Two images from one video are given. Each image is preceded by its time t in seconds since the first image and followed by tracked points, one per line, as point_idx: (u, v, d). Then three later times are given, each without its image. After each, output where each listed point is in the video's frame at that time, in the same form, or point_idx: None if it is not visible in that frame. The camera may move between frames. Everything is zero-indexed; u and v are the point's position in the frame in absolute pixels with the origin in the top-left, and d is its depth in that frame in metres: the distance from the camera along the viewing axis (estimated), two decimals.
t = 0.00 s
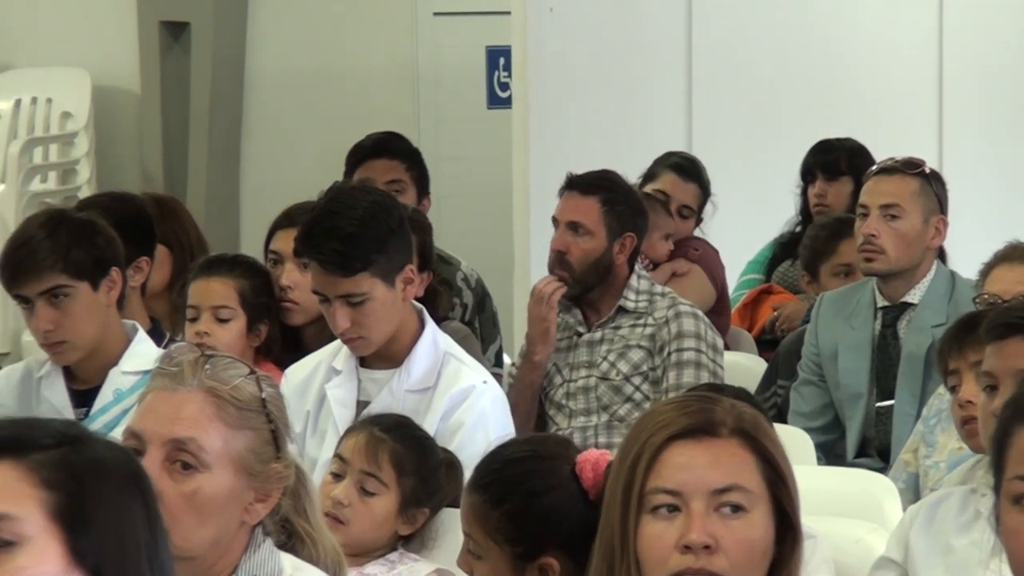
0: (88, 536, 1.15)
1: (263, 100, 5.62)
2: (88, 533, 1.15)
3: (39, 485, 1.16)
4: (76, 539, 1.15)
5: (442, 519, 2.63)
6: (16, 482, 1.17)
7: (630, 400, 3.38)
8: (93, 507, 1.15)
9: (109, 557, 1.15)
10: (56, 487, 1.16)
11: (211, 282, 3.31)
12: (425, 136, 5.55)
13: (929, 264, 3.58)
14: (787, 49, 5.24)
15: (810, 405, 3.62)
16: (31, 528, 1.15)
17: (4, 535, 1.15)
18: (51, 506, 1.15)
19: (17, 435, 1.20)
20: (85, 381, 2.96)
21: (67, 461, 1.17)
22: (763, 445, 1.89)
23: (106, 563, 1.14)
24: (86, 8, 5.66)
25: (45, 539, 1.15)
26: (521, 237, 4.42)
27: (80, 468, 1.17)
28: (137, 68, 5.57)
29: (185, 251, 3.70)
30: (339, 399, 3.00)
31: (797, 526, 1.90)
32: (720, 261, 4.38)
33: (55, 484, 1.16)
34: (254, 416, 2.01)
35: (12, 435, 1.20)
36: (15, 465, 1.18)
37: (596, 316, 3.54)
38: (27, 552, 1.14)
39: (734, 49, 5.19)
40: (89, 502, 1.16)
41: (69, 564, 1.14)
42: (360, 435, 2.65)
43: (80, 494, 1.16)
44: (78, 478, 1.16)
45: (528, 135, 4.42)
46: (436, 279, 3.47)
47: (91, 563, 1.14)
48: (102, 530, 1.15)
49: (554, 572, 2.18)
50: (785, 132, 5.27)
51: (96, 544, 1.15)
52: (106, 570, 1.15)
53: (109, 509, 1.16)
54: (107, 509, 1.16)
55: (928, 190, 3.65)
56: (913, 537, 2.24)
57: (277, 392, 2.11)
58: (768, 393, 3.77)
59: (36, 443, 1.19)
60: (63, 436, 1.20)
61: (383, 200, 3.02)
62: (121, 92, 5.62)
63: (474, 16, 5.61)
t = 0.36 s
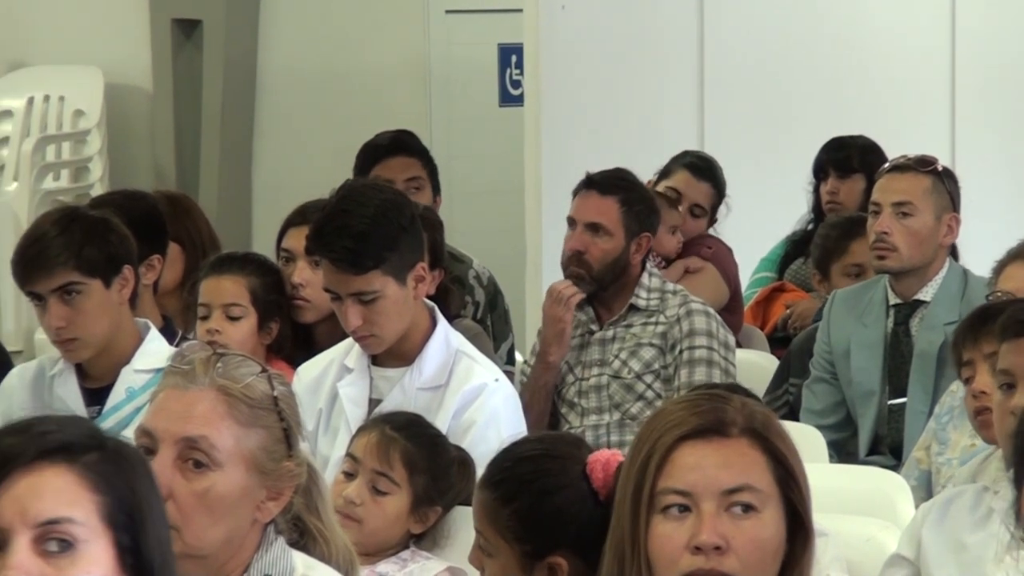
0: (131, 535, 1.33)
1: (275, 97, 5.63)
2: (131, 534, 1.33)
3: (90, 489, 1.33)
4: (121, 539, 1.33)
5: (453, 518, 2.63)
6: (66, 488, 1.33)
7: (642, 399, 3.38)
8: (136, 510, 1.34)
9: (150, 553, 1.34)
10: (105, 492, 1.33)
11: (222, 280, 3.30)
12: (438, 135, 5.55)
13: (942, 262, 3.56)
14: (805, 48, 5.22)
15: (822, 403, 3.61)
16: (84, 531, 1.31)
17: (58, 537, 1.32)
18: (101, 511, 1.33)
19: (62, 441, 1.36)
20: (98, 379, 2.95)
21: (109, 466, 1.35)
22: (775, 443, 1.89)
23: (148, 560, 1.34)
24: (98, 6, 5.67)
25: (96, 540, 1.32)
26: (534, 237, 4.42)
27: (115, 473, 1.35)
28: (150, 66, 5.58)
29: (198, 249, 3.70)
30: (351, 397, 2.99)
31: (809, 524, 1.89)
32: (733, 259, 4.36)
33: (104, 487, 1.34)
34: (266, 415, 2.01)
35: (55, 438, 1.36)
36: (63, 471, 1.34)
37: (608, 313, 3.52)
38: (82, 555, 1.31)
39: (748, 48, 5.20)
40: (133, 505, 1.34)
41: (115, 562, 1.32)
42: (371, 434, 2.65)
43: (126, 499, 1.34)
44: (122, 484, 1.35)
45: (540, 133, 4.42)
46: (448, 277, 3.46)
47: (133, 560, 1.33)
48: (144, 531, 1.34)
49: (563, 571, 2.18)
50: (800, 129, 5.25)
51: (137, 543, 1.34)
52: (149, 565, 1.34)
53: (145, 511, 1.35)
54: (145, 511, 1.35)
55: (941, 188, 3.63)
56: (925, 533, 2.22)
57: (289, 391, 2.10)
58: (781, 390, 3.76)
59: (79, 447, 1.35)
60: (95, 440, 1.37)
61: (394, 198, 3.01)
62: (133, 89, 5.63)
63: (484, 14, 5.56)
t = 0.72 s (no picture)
0: (155, 533, 1.35)
1: (286, 95, 5.63)
2: (154, 532, 1.36)
3: (119, 487, 1.35)
4: (145, 535, 1.35)
5: (463, 516, 2.63)
6: (97, 484, 1.34)
7: (653, 396, 3.38)
8: (160, 511, 1.37)
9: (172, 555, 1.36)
10: (132, 489, 1.35)
11: (234, 277, 3.30)
12: (450, 132, 5.54)
13: (953, 260, 3.54)
14: (816, 46, 5.21)
15: (833, 401, 3.60)
16: (111, 528, 1.33)
17: (85, 531, 1.32)
18: (127, 509, 1.34)
19: (95, 436, 1.37)
20: (109, 376, 2.95)
21: (138, 464, 1.37)
22: (786, 442, 1.88)
23: (170, 562, 1.36)
24: (109, 5, 5.68)
25: (121, 537, 1.33)
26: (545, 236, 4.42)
27: (142, 471, 1.37)
28: (162, 63, 5.59)
29: (209, 247, 3.70)
30: (362, 395, 2.99)
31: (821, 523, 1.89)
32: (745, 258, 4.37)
33: (131, 485, 1.36)
34: (276, 412, 2.01)
35: (87, 433, 1.37)
36: (93, 466, 1.35)
37: (619, 312, 3.52)
38: (107, 551, 1.31)
39: (759, 47, 5.18)
40: (157, 504, 1.37)
41: (137, 560, 1.33)
42: (380, 431, 2.64)
43: (149, 497, 1.37)
44: (146, 481, 1.37)
45: (551, 132, 4.41)
46: (459, 275, 3.46)
47: (154, 560, 1.35)
48: (167, 531, 1.37)
49: (577, 570, 2.17)
50: (810, 128, 5.24)
51: (159, 542, 1.36)
52: (170, 567, 1.36)
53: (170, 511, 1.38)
54: (168, 512, 1.38)
55: (952, 185, 3.61)
56: (937, 531, 2.22)
57: (300, 389, 2.10)
58: (792, 388, 3.75)
59: (108, 445, 1.37)
60: (124, 440, 1.39)
61: (405, 196, 3.01)
62: (145, 87, 5.64)
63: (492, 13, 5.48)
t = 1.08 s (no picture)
0: (177, 536, 1.37)
1: (296, 96, 5.63)
2: (176, 534, 1.37)
3: (146, 488, 1.36)
4: (167, 537, 1.37)
5: (474, 515, 2.62)
6: (126, 483, 1.35)
7: (665, 396, 3.38)
8: (185, 514, 1.39)
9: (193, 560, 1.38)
10: (159, 491, 1.37)
11: (244, 277, 3.30)
12: (460, 133, 5.55)
13: (963, 260, 3.54)
14: (827, 45, 5.21)
15: (844, 400, 3.59)
16: (137, 528, 1.34)
17: (109, 528, 1.32)
18: (152, 509, 1.36)
19: (127, 436, 1.38)
20: (121, 376, 2.95)
21: (166, 467, 1.39)
22: (796, 442, 1.87)
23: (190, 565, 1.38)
24: (120, 5, 5.69)
25: (144, 537, 1.34)
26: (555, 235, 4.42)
27: (165, 472, 1.39)
28: (172, 63, 5.59)
29: (220, 246, 3.70)
30: (373, 394, 2.99)
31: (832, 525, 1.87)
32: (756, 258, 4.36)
33: (158, 487, 1.37)
34: (288, 412, 2.01)
35: (116, 432, 1.38)
36: (123, 466, 1.36)
37: (630, 311, 3.52)
38: (130, 551, 1.32)
39: (770, 44, 5.18)
40: (181, 507, 1.39)
41: (159, 562, 1.35)
42: (389, 432, 2.65)
43: (174, 498, 1.38)
44: (172, 481, 1.39)
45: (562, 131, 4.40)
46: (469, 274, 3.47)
47: (175, 562, 1.37)
48: (190, 536, 1.39)
49: (591, 568, 2.17)
50: (821, 126, 5.23)
51: (180, 545, 1.38)
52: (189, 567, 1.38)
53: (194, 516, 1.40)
54: (191, 517, 1.40)
55: (964, 185, 3.59)
56: (950, 528, 2.22)
57: (311, 388, 2.10)
58: (803, 388, 3.74)
59: (137, 444, 1.38)
60: (152, 443, 1.40)
61: (416, 196, 3.02)
62: (155, 87, 5.65)
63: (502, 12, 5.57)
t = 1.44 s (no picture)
0: (188, 535, 1.38)
1: (309, 96, 5.63)
2: (187, 534, 1.38)
3: (156, 488, 1.37)
4: (178, 535, 1.37)
5: (486, 516, 2.62)
6: (137, 483, 1.36)
7: (677, 396, 3.36)
8: (195, 514, 1.40)
9: (203, 558, 1.39)
10: (169, 492, 1.38)
11: (253, 281, 3.29)
12: (471, 134, 5.55)
13: (977, 260, 3.51)
14: (840, 44, 5.19)
15: (856, 400, 3.58)
16: (148, 527, 1.34)
17: (122, 528, 1.33)
18: (163, 509, 1.36)
19: (136, 436, 1.39)
20: (134, 376, 2.95)
21: (176, 467, 1.40)
22: (801, 441, 1.86)
23: (201, 565, 1.38)
24: (133, 6, 5.69)
25: (157, 537, 1.35)
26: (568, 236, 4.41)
27: (176, 473, 1.39)
28: (185, 62, 5.59)
29: (232, 247, 3.71)
30: (385, 395, 2.99)
31: (842, 525, 1.85)
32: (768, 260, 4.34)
33: (167, 488, 1.38)
34: (300, 412, 2.01)
35: (128, 432, 1.38)
36: (134, 467, 1.37)
37: (643, 310, 3.50)
38: (143, 551, 1.33)
39: (784, 44, 5.17)
40: (190, 506, 1.40)
41: (171, 563, 1.36)
42: (400, 434, 2.64)
43: (184, 501, 1.39)
44: (181, 483, 1.39)
45: (574, 131, 4.40)
46: (481, 275, 3.46)
47: (186, 561, 1.37)
48: (201, 536, 1.39)
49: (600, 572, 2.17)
50: (833, 126, 5.22)
51: (192, 544, 1.38)
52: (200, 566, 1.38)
53: (203, 516, 1.41)
54: (201, 517, 1.41)
55: (977, 185, 3.56)
56: (966, 525, 2.19)
57: (323, 389, 2.10)
58: (815, 388, 3.74)
59: (148, 444, 1.39)
60: (161, 443, 1.41)
61: (428, 195, 3.01)
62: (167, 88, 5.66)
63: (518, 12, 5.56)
